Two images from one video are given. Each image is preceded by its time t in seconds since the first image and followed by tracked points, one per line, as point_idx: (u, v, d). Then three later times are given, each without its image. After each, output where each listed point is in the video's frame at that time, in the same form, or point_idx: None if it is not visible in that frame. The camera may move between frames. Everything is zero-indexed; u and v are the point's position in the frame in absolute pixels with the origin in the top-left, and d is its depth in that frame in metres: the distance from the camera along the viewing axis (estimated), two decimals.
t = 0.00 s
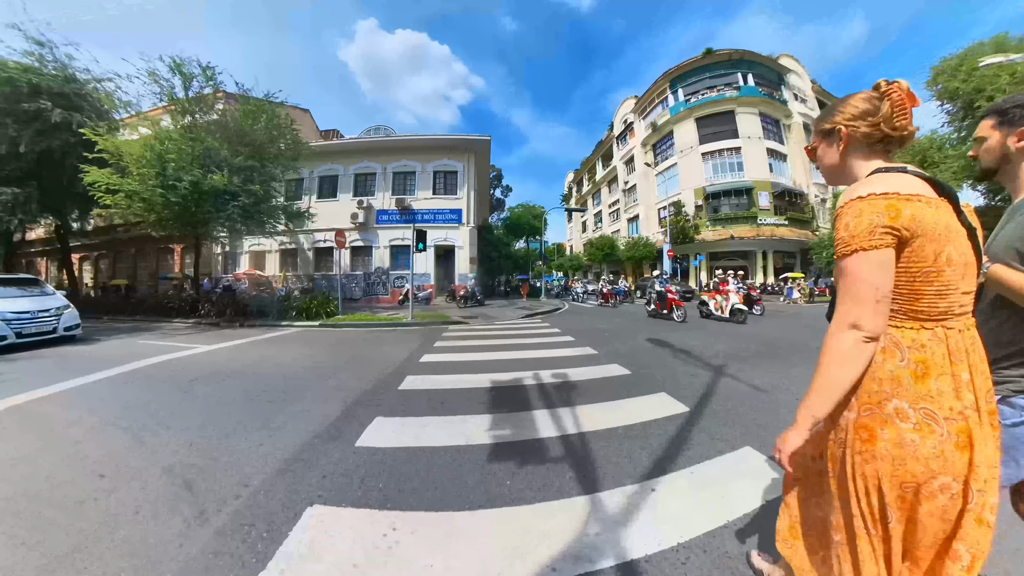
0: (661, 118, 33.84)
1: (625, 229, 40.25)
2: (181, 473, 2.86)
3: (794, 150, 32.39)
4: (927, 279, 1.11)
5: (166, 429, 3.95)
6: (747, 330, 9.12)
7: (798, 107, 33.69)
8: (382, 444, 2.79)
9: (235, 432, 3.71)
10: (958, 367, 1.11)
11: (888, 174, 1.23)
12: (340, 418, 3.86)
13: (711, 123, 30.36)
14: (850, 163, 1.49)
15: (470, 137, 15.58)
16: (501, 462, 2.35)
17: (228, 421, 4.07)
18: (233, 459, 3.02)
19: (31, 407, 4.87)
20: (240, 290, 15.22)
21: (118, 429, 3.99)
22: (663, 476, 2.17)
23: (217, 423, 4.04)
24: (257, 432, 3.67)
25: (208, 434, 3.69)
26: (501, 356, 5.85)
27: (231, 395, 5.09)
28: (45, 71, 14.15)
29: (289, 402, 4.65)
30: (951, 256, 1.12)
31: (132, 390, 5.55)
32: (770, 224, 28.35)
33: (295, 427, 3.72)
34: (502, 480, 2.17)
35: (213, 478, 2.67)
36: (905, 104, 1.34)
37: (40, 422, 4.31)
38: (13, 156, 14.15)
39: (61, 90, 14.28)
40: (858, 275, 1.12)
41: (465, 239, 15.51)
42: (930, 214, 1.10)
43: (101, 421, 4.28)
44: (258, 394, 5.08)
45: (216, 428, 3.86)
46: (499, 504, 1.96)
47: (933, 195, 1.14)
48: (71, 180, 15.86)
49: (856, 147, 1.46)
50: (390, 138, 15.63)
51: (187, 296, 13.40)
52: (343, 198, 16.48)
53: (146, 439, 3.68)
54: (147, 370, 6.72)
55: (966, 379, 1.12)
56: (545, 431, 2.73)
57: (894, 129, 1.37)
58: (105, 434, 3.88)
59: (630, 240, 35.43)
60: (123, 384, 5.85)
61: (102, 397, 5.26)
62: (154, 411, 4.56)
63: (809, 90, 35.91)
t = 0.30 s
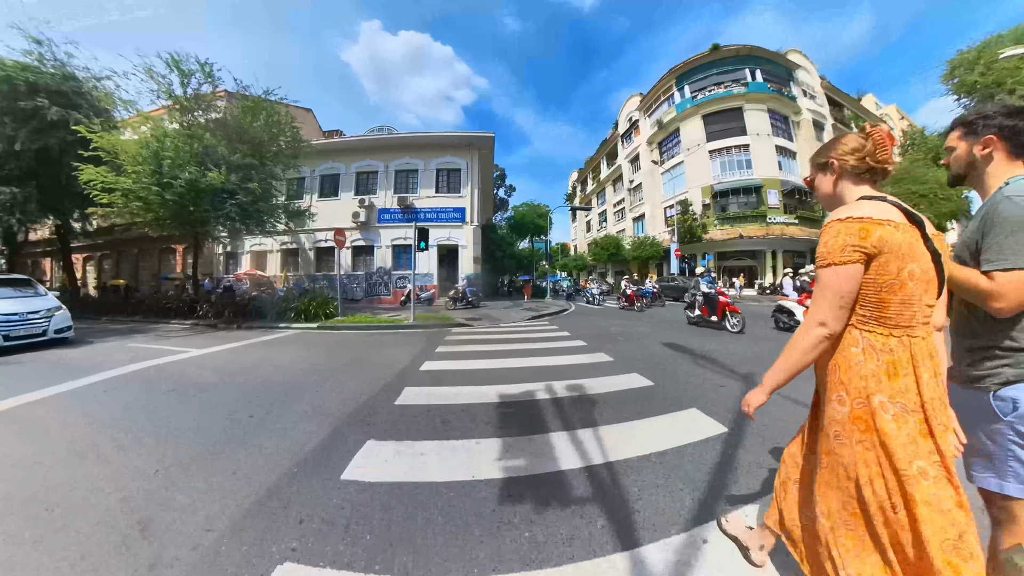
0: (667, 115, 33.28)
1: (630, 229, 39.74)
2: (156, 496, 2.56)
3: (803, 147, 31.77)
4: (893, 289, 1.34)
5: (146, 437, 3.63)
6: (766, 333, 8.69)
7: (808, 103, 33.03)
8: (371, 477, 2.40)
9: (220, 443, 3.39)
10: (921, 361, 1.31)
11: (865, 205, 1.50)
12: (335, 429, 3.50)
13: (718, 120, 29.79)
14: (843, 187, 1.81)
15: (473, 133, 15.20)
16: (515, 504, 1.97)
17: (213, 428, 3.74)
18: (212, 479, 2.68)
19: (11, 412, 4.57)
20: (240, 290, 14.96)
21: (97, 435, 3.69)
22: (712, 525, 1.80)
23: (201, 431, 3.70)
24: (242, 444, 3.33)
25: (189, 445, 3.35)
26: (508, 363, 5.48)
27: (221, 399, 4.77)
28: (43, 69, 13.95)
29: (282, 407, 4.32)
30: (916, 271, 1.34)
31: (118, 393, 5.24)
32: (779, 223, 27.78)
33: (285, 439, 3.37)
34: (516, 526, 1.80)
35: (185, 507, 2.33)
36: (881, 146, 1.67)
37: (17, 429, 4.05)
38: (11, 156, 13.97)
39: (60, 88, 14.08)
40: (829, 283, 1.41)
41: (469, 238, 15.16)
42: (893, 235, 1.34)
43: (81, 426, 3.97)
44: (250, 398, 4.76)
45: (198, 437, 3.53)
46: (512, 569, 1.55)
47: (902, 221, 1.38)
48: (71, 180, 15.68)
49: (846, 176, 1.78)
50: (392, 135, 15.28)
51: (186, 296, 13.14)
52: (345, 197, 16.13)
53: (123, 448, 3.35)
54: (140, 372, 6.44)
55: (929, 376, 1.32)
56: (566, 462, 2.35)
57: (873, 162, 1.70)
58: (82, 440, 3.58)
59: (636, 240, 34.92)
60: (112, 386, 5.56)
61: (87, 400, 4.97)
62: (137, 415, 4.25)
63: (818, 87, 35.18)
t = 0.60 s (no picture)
0: (673, 112, 32.74)
1: (635, 228, 39.21)
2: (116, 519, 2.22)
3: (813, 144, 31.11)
4: (909, 267, 1.37)
5: (128, 440, 3.32)
6: (787, 336, 8.23)
7: (818, 100, 32.36)
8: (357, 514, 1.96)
9: (204, 450, 3.06)
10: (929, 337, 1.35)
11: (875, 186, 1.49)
12: (331, 435, 3.16)
13: (726, 117, 29.21)
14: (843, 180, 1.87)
15: (477, 129, 14.80)
16: (539, 568, 1.55)
17: (198, 432, 3.42)
18: (192, 489, 2.36)
19: None
20: (240, 290, 14.67)
21: (71, 441, 3.36)
22: None
23: (187, 435, 3.38)
24: (229, 452, 3.01)
25: (173, 449, 3.04)
26: (518, 368, 5.07)
27: (211, 401, 4.44)
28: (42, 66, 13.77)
29: (276, 412, 3.99)
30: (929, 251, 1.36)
31: (105, 394, 4.94)
32: (790, 222, 27.17)
33: (276, 444, 3.03)
34: None
35: (155, 526, 2.00)
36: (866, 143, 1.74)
37: None
38: (9, 154, 13.77)
39: (58, 85, 13.88)
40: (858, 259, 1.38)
41: (473, 237, 14.79)
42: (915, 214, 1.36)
43: (58, 428, 3.66)
44: (243, 401, 4.44)
45: (183, 441, 3.20)
46: None
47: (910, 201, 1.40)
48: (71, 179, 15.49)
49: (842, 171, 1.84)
50: (394, 131, 14.92)
51: (184, 296, 12.87)
52: (346, 196, 15.76)
53: (99, 453, 3.04)
54: (132, 372, 6.14)
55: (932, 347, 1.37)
56: (598, 501, 1.97)
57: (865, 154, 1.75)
58: (57, 443, 3.28)
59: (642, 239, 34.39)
60: (99, 387, 5.25)
61: (70, 400, 4.67)
62: (121, 417, 3.94)
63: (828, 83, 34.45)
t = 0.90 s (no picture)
0: (680, 110, 32.18)
1: (641, 227, 38.66)
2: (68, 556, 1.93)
3: (824, 141, 30.45)
4: (878, 291, 1.47)
5: (102, 465, 3.01)
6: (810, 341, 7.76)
7: (828, 96, 31.67)
8: None
9: (184, 478, 2.74)
10: (898, 355, 1.44)
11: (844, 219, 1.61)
12: (320, 464, 2.78)
13: (735, 114, 28.62)
14: (826, 207, 2.06)
15: (481, 126, 14.39)
16: None
17: (176, 456, 3.08)
18: (152, 538, 2.00)
19: None
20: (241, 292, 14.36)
21: (45, 459, 3.11)
22: None
23: (162, 460, 3.03)
24: (211, 480, 2.68)
25: (143, 480, 2.69)
26: (527, 380, 4.69)
27: (196, 416, 4.10)
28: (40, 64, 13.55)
29: (264, 429, 3.63)
30: (895, 275, 1.47)
31: (87, 406, 4.63)
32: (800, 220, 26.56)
33: (259, 476, 2.66)
34: None
35: None
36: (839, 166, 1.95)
37: None
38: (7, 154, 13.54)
39: (56, 84, 13.65)
40: (841, 288, 1.46)
41: (476, 236, 14.40)
42: (879, 243, 1.47)
43: (25, 449, 3.33)
44: (230, 415, 4.09)
45: (155, 470, 2.84)
46: None
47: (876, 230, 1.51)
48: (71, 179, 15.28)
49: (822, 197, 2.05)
50: (396, 129, 14.52)
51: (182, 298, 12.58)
52: (347, 195, 15.37)
53: (61, 483, 2.69)
54: (120, 380, 5.83)
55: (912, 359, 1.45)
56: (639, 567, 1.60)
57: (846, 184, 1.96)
58: (31, 463, 3.03)
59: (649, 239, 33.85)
60: (84, 396, 5.01)
61: (49, 413, 4.36)
62: (96, 435, 3.61)
63: (838, 79, 33.71)
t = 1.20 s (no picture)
0: (684, 108, 31.75)
1: (645, 227, 38.23)
2: None
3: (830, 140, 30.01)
4: (865, 278, 1.67)
5: (70, 478, 2.73)
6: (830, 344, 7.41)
7: (834, 94, 31.24)
8: None
9: (158, 495, 2.46)
10: (893, 338, 1.62)
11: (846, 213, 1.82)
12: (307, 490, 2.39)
13: (740, 112, 28.20)
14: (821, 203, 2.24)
15: (483, 122, 13.99)
16: None
17: (152, 470, 2.80)
18: None
19: None
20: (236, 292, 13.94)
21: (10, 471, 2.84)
22: None
23: (130, 480, 2.66)
24: (187, 499, 2.40)
25: (101, 506, 2.30)
26: (536, 391, 4.24)
27: (178, 424, 3.72)
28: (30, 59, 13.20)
29: (247, 444, 3.24)
30: (882, 265, 1.66)
31: (64, 412, 4.28)
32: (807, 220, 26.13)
33: (237, 505, 2.28)
34: None
35: None
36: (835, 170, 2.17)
37: None
38: None
39: (47, 78, 13.30)
40: (819, 275, 1.73)
41: (478, 235, 13.99)
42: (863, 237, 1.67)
43: None
44: (214, 424, 3.72)
45: (121, 489, 2.47)
46: None
47: (869, 226, 1.70)
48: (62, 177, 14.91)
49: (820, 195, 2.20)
50: (396, 124, 14.11)
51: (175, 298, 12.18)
52: (345, 192, 14.90)
53: (7, 511, 2.31)
54: (102, 384, 5.45)
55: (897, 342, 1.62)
56: None
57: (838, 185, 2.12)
58: None
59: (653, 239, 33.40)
60: (64, 400, 4.73)
61: (21, 420, 4.05)
62: (67, 446, 3.25)
63: (844, 77, 33.25)
